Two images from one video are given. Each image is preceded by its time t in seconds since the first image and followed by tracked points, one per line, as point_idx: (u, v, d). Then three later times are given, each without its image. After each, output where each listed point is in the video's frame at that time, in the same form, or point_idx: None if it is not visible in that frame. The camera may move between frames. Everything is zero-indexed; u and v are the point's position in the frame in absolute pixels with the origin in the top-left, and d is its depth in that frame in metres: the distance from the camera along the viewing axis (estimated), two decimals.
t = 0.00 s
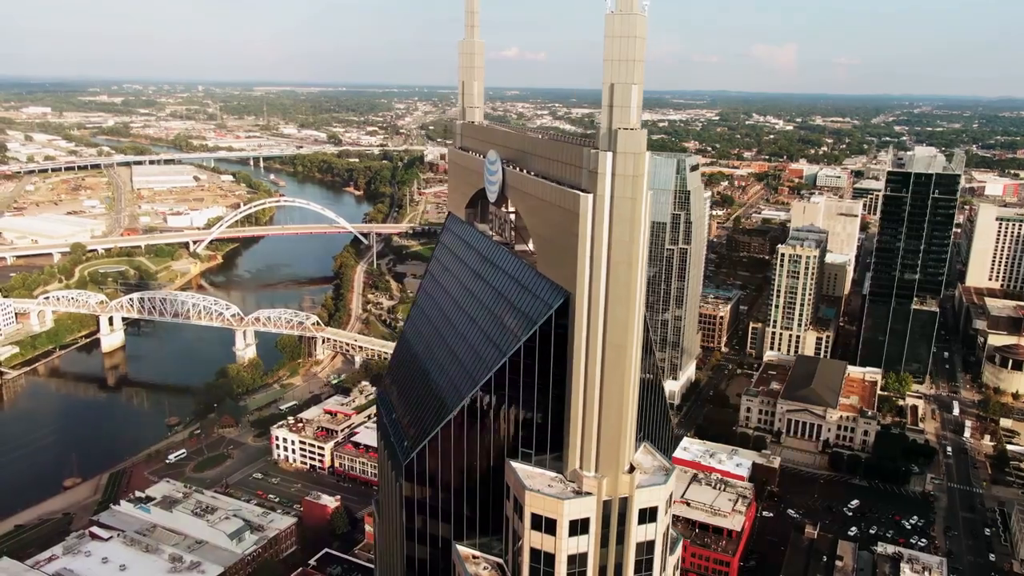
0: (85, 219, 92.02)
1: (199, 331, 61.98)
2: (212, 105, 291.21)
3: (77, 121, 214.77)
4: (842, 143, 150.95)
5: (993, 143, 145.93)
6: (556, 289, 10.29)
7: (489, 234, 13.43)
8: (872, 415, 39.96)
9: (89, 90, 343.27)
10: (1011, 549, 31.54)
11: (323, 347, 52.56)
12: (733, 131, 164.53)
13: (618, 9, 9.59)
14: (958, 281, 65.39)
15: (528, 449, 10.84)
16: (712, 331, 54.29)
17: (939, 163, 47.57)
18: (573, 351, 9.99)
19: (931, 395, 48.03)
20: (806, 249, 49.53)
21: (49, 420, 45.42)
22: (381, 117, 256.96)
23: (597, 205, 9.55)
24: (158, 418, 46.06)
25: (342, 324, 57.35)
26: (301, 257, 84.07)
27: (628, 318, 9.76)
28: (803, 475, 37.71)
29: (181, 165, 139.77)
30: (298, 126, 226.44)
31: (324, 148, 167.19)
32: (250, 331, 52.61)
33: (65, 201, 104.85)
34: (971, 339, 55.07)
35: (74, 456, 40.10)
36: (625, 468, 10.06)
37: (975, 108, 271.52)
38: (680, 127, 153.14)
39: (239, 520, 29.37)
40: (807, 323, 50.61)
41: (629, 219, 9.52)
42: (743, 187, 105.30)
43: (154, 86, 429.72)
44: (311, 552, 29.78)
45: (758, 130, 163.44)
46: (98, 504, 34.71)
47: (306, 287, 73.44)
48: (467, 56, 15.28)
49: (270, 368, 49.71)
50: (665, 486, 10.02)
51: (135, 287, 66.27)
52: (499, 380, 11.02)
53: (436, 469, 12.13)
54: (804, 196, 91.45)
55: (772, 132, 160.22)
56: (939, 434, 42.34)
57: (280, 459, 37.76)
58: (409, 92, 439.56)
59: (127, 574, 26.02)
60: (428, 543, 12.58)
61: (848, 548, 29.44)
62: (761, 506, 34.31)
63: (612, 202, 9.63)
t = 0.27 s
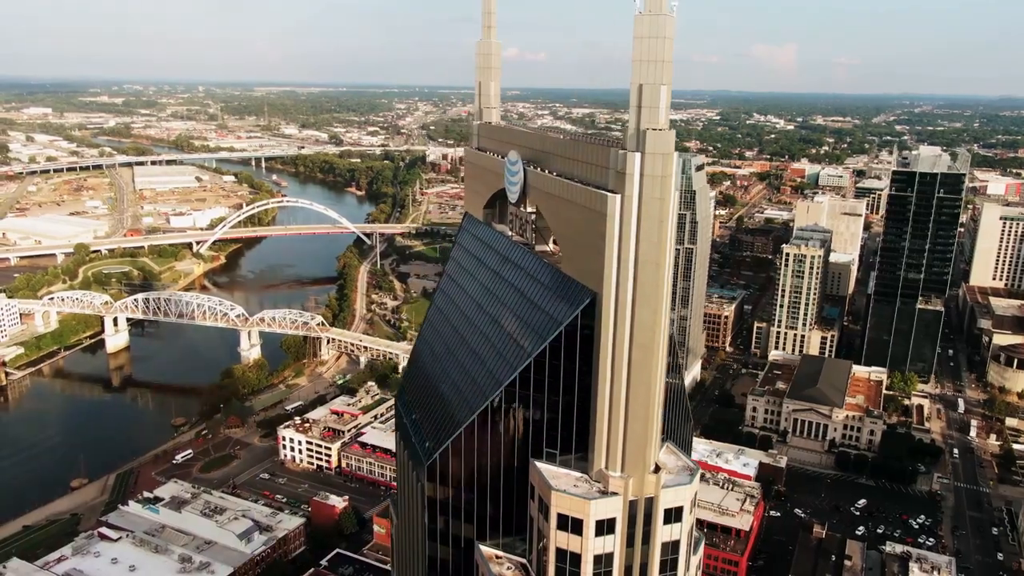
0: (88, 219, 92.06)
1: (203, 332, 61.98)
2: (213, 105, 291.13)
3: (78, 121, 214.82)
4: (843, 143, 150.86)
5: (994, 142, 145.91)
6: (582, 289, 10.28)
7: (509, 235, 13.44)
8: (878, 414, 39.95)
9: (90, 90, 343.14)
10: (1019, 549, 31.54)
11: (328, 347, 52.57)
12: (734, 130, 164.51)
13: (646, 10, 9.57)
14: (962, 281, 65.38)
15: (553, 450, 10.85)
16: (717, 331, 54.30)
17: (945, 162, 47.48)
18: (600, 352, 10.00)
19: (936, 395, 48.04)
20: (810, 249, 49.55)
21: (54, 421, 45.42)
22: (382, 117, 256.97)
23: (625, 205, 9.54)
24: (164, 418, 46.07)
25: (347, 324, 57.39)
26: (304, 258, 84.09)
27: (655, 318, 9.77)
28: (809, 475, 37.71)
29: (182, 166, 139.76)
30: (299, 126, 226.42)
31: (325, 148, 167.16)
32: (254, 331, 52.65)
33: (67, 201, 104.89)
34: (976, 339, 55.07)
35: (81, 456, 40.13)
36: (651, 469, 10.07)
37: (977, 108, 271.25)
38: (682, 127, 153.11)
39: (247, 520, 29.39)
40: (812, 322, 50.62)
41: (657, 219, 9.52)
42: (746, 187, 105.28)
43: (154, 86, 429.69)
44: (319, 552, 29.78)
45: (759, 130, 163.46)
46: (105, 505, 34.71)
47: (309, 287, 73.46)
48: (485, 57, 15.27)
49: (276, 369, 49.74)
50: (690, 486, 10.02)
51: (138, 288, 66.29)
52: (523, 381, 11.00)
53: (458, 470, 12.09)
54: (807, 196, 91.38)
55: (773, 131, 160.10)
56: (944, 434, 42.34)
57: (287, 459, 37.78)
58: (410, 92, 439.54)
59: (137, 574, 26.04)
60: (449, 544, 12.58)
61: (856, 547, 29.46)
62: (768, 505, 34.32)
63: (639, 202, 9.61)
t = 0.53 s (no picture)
0: (91, 220, 92.06)
1: (208, 332, 62.00)
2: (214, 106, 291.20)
3: (79, 122, 214.90)
4: (844, 142, 150.95)
5: (995, 141, 146.02)
6: (612, 290, 10.30)
7: (533, 235, 13.45)
8: (885, 414, 39.95)
9: (90, 91, 343.07)
10: None
11: (334, 348, 52.58)
12: (735, 130, 164.57)
13: (680, 10, 9.58)
14: (966, 280, 65.42)
15: (582, 449, 10.89)
16: (722, 330, 54.32)
17: (950, 162, 47.83)
18: (632, 352, 10.04)
19: (942, 394, 48.05)
20: (815, 248, 49.53)
21: (60, 422, 45.39)
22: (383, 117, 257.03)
23: (659, 206, 9.54)
24: (171, 419, 46.07)
25: (352, 325, 57.44)
26: (308, 258, 84.12)
27: (688, 318, 9.79)
28: (817, 475, 37.72)
29: (184, 167, 139.76)
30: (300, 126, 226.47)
31: (327, 148, 167.19)
32: (260, 332, 52.69)
33: (70, 203, 104.90)
34: (981, 338, 55.11)
35: (88, 457, 40.14)
36: (681, 469, 10.08)
37: (976, 106, 271.75)
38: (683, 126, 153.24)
39: (257, 520, 29.41)
40: (818, 322, 50.61)
41: (691, 220, 9.52)
42: (748, 187, 105.32)
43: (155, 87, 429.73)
44: (330, 552, 29.79)
45: (761, 130, 163.58)
46: (113, 506, 34.70)
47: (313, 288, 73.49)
48: (506, 58, 15.26)
49: (282, 369, 49.77)
50: (720, 486, 10.00)
51: (143, 289, 66.30)
52: (552, 380, 10.98)
53: (485, 470, 12.08)
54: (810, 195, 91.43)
55: (775, 130, 160.14)
56: (951, 433, 42.36)
57: (295, 460, 37.81)
58: (410, 92, 439.66)
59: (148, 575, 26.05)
60: (475, 544, 12.60)
61: (866, 547, 29.47)
62: (776, 505, 34.35)
63: (673, 202, 9.62)
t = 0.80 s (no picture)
0: (94, 221, 92.10)
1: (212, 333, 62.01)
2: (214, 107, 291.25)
3: (80, 123, 214.77)
4: (846, 141, 150.93)
5: (996, 140, 146.04)
6: (638, 290, 10.32)
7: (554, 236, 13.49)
8: (892, 413, 39.94)
9: (91, 92, 343.10)
10: None
11: (339, 348, 52.57)
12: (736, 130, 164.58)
13: (707, 11, 9.58)
14: (969, 279, 65.43)
15: (606, 449, 10.92)
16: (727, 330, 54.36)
17: (956, 161, 47.12)
18: (659, 352, 10.06)
19: (948, 393, 48.11)
20: (820, 248, 49.58)
21: (67, 423, 45.38)
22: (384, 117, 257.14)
23: (687, 206, 9.55)
24: (176, 419, 46.06)
25: (357, 325, 57.48)
26: (311, 258, 84.12)
27: (716, 319, 9.83)
28: (824, 474, 37.74)
29: (186, 167, 139.79)
30: (301, 127, 226.63)
31: (328, 149, 167.18)
32: (265, 332, 52.73)
33: (73, 203, 104.91)
34: (985, 337, 55.13)
35: (95, 457, 40.17)
36: (708, 468, 10.13)
37: (977, 105, 272.06)
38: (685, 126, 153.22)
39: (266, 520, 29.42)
40: (823, 321, 50.61)
41: (720, 219, 9.54)
42: (750, 187, 105.34)
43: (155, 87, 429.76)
44: (338, 553, 29.79)
45: (762, 130, 163.59)
46: (121, 507, 34.68)
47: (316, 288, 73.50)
48: (524, 58, 15.23)
49: (287, 369, 49.83)
50: (747, 487, 10.05)
51: (147, 290, 66.34)
52: (578, 380, 10.97)
53: (509, 471, 12.07)
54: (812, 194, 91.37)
55: (776, 129, 160.03)
56: (957, 432, 42.37)
57: (301, 460, 37.83)
58: (411, 92, 439.69)
59: None
60: (498, 544, 12.61)
61: (875, 546, 29.53)
62: (784, 504, 34.38)
63: (701, 202, 9.62)
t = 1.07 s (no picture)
0: (97, 222, 92.18)
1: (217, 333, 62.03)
2: (216, 108, 291.41)
3: (82, 123, 214.90)
4: (847, 140, 150.87)
5: (998, 139, 145.89)
6: (668, 290, 10.35)
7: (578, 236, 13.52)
8: (899, 413, 39.94)
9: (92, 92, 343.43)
10: None
11: (344, 348, 52.56)
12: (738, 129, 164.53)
13: (739, 12, 9.60)
14: (973, 279, 65.47)
15: (636, 449, 10.96)
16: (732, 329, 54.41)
17: (962, 161, 48.24)
18: (689, 352, 10.09)
19: (954, 392, 48.14)
20: (826, 248, 49.58)
21: (73, 423, 45.42)
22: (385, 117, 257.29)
23: (720, 207, 9.58)
24: (183, 420, 46.09)
25: (362, 325, 57.55)
26: (314, 258, 84.19)
27: (748, 320, 9.87)
28: (832, 474, 37.73)
29: (188, 168, 139.93)
30: (302, 127, 226.75)
31: (330, 149, 167.26)
32: (270, 332, 52.80)
33: (76, 204, 105.02)
34: (991, 336, 55.15)
35: (103, 458, 40.20)
36: (738, 468, 10.23)
37: (978, 104, 271.66)
38: (687, 126, 153.30)
39: (277, 520, 29.45)
40: (828, 321, 50.54)
41: (754, 220, 9.57)
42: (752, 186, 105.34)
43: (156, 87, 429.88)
44: (348, 553, 29.81)
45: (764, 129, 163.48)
46: (130, 507, 34.71)
47: (320, 288, 73.48)
48: (544, 59, 15.25)
49: (293, 369, 49.87)
50: (777, 486, 10.17)
51: (152, 291, 66.40)
52: (608, 380, 10.97)
53: (535, 471, 12.03)
54: (815, 194, 91.43)
55: (778, 128, 159.92)
56: (964, 432, 42.38)
57: (309, 460, 37.86)
58: (412, 92, 439.70)
59: None
60: (523, 544, 12.60)
61: (885, 547, 29.45)
62: (792, 504, 34.37)
63: (734, 203, 9.65)
